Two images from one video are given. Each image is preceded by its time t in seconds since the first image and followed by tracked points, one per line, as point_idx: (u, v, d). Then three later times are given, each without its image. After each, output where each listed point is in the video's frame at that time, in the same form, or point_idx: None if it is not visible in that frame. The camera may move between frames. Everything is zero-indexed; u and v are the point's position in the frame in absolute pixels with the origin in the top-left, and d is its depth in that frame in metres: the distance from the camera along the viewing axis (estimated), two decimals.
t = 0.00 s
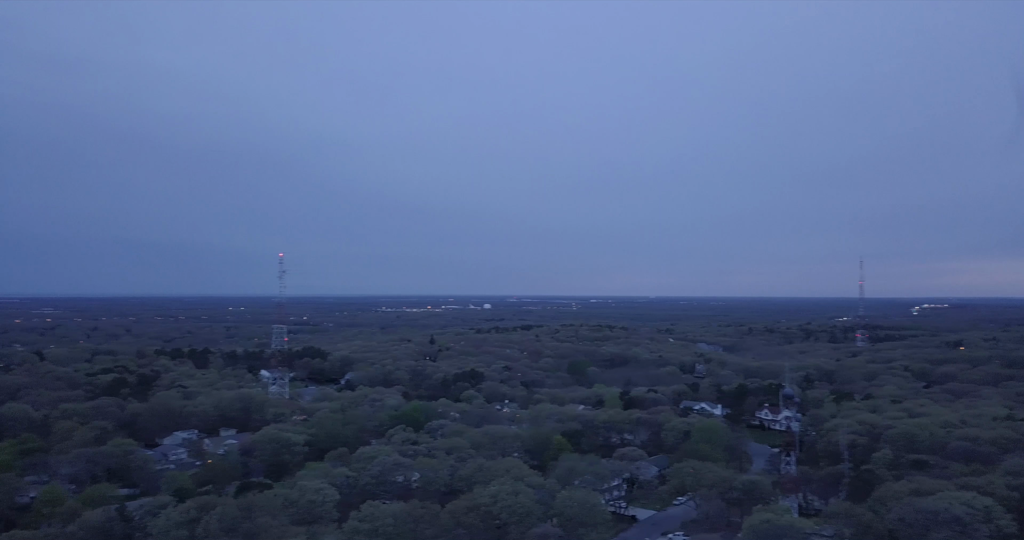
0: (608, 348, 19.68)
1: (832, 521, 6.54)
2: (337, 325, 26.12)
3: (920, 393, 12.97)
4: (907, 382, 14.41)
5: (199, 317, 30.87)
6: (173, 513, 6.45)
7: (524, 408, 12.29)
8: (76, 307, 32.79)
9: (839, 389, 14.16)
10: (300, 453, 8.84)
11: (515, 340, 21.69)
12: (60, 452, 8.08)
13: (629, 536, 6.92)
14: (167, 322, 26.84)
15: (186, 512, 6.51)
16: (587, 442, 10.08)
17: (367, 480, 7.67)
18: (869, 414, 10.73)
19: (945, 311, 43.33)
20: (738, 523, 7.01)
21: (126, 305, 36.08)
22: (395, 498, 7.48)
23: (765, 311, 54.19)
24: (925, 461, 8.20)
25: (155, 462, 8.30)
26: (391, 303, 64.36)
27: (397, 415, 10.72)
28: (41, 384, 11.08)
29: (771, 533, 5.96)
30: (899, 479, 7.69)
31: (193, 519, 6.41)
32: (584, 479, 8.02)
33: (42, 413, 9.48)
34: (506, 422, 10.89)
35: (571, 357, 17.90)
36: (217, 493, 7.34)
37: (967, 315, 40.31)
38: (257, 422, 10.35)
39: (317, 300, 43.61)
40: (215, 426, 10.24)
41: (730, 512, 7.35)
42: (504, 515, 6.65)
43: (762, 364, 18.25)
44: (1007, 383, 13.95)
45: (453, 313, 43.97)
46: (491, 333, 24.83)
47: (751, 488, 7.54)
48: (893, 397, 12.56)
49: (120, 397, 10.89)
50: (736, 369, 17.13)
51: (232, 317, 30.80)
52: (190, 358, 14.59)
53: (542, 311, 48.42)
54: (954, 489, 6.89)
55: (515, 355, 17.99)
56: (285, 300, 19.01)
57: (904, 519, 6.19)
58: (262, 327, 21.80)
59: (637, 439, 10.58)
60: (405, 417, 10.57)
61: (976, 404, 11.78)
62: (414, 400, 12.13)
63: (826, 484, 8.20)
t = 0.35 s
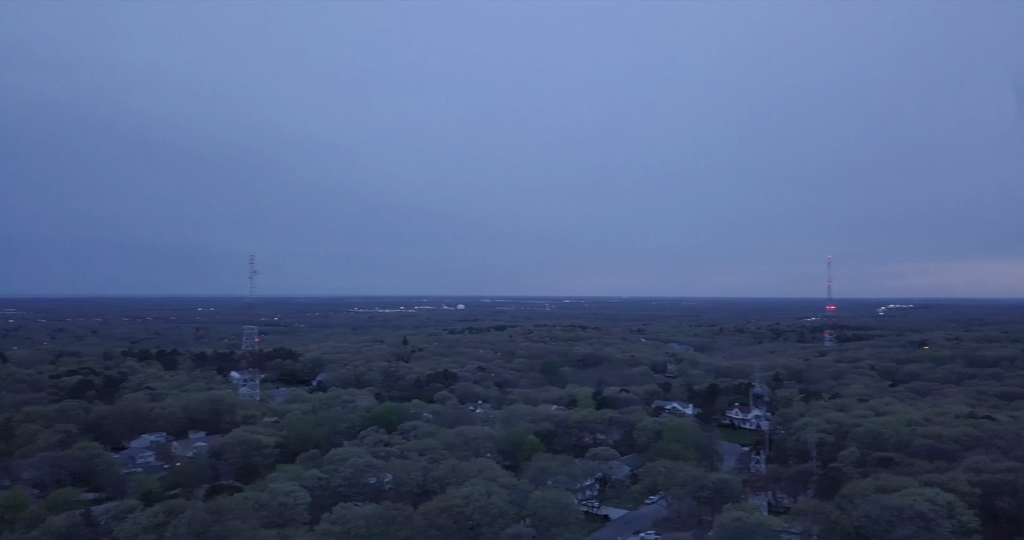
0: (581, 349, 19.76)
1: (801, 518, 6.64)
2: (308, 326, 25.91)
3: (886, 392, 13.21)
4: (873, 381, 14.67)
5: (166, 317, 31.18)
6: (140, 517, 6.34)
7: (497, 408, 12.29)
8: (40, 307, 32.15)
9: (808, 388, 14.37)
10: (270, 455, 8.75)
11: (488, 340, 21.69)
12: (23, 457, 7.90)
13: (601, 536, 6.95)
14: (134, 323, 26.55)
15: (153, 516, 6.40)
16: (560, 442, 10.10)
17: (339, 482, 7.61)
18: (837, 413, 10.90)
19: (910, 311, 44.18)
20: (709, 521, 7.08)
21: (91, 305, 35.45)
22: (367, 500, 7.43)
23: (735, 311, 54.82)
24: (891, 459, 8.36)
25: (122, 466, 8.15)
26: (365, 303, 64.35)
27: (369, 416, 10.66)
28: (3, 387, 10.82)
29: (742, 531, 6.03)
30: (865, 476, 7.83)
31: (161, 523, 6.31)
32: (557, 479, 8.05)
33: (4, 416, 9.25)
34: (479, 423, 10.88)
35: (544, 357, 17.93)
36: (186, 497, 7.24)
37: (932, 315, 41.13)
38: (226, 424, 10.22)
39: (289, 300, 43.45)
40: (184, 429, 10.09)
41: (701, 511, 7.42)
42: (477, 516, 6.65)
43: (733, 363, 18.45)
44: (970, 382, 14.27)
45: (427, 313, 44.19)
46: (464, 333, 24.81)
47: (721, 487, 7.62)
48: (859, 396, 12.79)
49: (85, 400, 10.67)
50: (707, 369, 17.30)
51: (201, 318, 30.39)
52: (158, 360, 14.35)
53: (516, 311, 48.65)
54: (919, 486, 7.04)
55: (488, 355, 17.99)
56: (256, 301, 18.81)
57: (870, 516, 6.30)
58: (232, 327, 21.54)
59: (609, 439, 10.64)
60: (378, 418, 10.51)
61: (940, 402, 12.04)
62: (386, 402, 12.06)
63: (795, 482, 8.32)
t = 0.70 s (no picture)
0: (557, 349, 19.81)
1: (774, 516, 6.72)
2: (283, 327, 25.69)
3: (857, 391, 13.42)
4: (844, 381, 14.89)
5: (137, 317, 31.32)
6: (110, 521, 6.24)
7: (473, 409, 12.28)
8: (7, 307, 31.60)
9: (781, 387, 14.54)
10: (244, 457, 8.66)
11: (464, 341, 21.67)
12: None
13: (577, 535, 6.98)
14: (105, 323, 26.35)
15: (124, 520, 6.31)
16: (535, 442, 10.12)
17: (314, 484, 7.56)
18: (809, 412, 11.05)
19: (880, 310, 44.90)
20: (684, 520, 7.14)
21: (60, 305, 34.87)
22: (342, 502, 7.39)
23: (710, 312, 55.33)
24: (861, 457, 8.49)
25: (91, 469, 8.01)
26: (341, 303, 64.35)
27: (345, 417, 10.59)
28: None
29: (715, 529, 6.08)
30: (836, 474, 7.94)
31: (131, 527, 6.22)
32: (533, 479, 8.06)
33: None
34: (455, 424, 10.86)
35: (520, 357, 17.95)
36: (157, 500, 7.14)
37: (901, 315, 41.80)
38: (199, 426, 10.09)
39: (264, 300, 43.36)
40: (155, 431, 9.94)
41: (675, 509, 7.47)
42: (452, 517, 6.64)
43: (707, 363, 18.59)
44: (937, 380, 14.54)
45: (403, 313, 44.50)
46: (440, 333, 24.80)
47: (696, 485, 7.69)
48: (830, 395, 12.97)
49: (53, 402, 10.48)
50: (681, 369, 17.43)
51: (172, 318, 29.99)
52: (128, 361, 14.13)
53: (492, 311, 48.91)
54: (888, 483, 7.16)
55: (464, 356, 17.96)
56: (229, 301, 18.62)
57: (841, 513, 6.39)
58: (204, 328, 21.29)
59: (584, 438, 10.68)
60: (353, 419, 10.45)
61: (908, 401, 12.25)
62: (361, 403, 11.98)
63: (768, 480, 8.42)
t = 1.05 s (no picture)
0: (532, 349, 19.84)
1: (747, 514, 6.79)
2: (257, 327, 25.43)
3: (828, 390, 13.62)
4: (816, 380, 15.08)
5: (108, 317, 31.25)
6: (78, 525, 6.13)
7: (449, 409, 12.26)
8: None
9: (754, 386, 14.70)
10: (216, 459, 8.56)
11: (440, 341, 21.61)
12: None
13: (552, 535, 6.99)
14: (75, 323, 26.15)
15: (93, 524, 6.20)
16: (511, 442, 10.13)
17: (288, 486, 7.49)
18: (781, 411, 11.19)
19: (851, 310, 45.56)
20: (658, 519, 7.19)
21: (26, 305, 34.25)
22: (317, 503, 7.33)
23: (685, 312, 55.76)
24: (832, 455, 8.62)
25: (59, 472, 7.87)
26: (315, 303, 64.25)
27: (319, 418, 10.52)
28: None
29: (689, 527, 6.13)
30: (808, 472, 8.05)
31: (101, 531, 6.12)
32: (508, 479, 8.07)
33: None
34: (431, 424, 10.83)
35: (496, 357, 17.94)
36: (127, 504, 7.03)
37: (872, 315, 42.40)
38: (170, 429, 9.96)
39: (237, 301, 43.10)
40: (126, 434, 9.79)
41: (650, 508, 7.53)
42: (428, 518, 6.62)
43: (681, 363, 18.69)
44: (906, 379, 14.80)
45: (379, 313, 44.54)
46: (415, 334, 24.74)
47: (670, 484, 7.75)
48: (802, 394, 13.15)
49: (19, 405, 10.26)
50: (656, 368, 17.54)
51: (143, 318, 29.56)
52: (98, 362, 13.89)
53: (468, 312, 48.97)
54: (858, 480, 7.27)
55: (440, 356, 17.91)
56: (201, 301, 18.41)
57: (812, 510, 6.48)
58: (176, 328, 21.02)
59: (560, 438, 10.71)
60: (327, 420, 10.38)
61: (878, 399, 12.45)
62: (336, 404, 11.90)
63: (741, 478, 8.51)
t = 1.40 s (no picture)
0: (506, 349, 19.85)
1: (718, 512, 6.87)
2: (227, 328, 25.12)
3: (797, 389, 13.82)
4: (785, 379, 15.29)
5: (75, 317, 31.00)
6: (43, 530, 6.01)
7: (422, 410, 12.22)
8: None
9: (725, 386, 14.86)
10: (186, 462, 8.44)
11: (413, 341, 21.53)
12: None
13: (525, 535, 7.00)
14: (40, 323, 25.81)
15: (58, 529, 6.08)
16: (485, 443, 10.13)
17: (259, 488, 7.41)
18: (752, 410, 11.33)
19: (819, 310, 46.27)
20: (631, 517, 7.25)
21: None
22: (288, 506, 7.27)
23: (657, 312, 56.18)
24: (801, 453, 8.75)
25: (23, 476, 7.70)
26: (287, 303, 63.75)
27: (290, 419, 10.43)
28: None
29: (660, 526, 6.18)
30: (777, 470, 8.17)
31: (66, 536, 6.00)
32: (481, 479, 8.07)
33: None
34: (404, 425, 10.79)
35: (469, 358, 17.92)
36: (94, 508, 6.91)
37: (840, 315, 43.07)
38: (138, 431, 9.80)
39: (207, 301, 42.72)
40: (92, 436, 9.61)
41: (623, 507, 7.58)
42: (401, 519, 6.60)
43: (653, 363, 18.63)
44: (872, 378, 15.08)
45: (352, 313, 44.49)
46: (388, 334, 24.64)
47: (643, 484, 7.80)
48: (772, 393, 13.32)
49: None
50: (629, 368, 17.65)
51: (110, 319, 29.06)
52: (63, 364, 13.62)
53: (442, 312, 48.94)
54: (826, 478, 7.39)
55: (413, 356, 17.85)
56: (170, 301, 18.15)
57: (782, 508, 6.57)
58: (144, 328, 20.70)
59: (533, 438, 10.73)
60: (299, 422, 10.29)
61: (845, 398, 12.66)
62: (308, 405, 11.80)
63: (712, 477, 8.61)
